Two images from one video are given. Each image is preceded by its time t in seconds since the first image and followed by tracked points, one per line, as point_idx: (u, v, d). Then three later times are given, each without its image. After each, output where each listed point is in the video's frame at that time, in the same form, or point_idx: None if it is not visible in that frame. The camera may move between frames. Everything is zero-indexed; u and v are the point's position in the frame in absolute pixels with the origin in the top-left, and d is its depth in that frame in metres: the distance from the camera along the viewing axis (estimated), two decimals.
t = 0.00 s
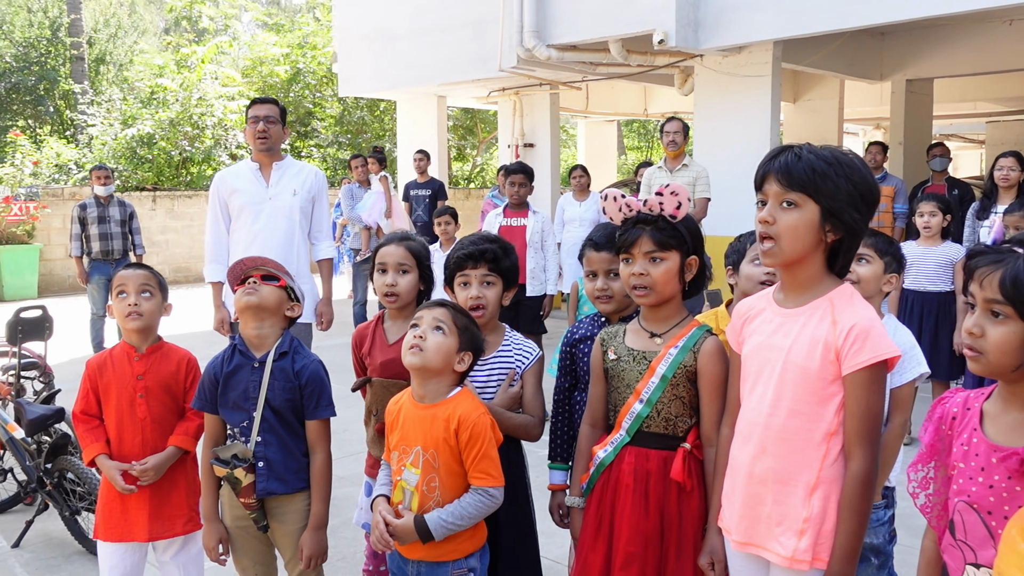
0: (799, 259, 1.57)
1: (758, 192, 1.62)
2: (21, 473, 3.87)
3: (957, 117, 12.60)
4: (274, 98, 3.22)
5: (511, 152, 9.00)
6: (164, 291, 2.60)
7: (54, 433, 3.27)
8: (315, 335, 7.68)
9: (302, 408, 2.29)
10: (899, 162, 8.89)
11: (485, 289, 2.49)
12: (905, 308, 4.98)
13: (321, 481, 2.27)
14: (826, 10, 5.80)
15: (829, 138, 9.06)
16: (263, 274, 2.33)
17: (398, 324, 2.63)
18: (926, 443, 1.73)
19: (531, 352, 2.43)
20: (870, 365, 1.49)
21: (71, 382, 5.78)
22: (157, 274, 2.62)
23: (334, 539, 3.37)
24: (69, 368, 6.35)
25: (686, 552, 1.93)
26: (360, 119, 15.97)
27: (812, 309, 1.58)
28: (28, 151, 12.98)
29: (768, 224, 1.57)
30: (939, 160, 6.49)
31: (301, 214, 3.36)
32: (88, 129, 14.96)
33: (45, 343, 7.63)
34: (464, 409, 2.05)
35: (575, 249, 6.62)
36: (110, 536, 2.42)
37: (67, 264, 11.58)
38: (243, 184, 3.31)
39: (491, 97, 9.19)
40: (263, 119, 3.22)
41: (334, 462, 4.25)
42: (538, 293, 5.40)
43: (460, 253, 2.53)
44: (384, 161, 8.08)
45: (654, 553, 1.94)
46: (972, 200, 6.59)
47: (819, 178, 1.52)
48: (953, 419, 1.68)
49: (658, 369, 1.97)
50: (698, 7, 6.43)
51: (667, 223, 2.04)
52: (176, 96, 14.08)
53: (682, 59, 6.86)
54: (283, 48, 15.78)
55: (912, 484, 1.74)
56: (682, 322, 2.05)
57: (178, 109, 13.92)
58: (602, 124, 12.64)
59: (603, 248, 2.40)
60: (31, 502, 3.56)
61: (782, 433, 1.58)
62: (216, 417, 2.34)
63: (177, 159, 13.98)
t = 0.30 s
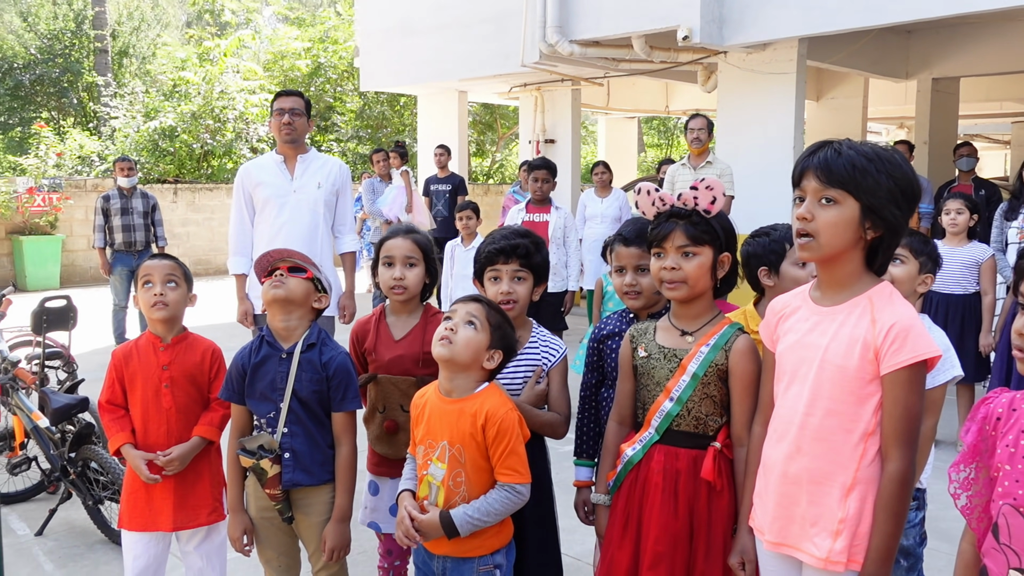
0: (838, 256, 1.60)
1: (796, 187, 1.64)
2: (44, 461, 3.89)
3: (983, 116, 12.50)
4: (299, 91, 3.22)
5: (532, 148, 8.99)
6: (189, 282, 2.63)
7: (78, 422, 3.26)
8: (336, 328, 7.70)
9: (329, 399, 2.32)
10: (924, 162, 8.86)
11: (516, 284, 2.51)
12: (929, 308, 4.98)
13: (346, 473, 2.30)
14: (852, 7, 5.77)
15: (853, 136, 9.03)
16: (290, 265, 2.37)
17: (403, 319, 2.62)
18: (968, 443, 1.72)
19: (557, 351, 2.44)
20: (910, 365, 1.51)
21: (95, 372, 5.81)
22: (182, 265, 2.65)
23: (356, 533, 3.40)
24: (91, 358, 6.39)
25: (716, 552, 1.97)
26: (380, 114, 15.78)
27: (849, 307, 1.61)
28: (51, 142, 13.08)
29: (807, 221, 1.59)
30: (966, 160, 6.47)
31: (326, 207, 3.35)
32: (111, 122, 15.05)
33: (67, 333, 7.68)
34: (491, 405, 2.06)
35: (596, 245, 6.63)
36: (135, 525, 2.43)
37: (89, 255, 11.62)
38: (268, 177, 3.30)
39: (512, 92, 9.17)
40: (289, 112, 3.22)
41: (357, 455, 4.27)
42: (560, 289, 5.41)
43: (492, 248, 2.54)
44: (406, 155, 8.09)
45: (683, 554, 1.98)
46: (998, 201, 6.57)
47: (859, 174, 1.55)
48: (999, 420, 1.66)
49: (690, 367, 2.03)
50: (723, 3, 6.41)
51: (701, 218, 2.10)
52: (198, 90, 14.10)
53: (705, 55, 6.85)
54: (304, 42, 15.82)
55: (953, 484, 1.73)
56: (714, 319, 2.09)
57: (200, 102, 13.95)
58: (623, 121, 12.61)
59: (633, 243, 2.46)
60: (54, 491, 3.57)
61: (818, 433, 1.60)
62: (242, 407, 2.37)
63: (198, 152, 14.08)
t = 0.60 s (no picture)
0: (868, 256, 1.75)
1: (826, 188, 1.79)
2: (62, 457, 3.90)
3: (1002, 115, 12.43)
4: (317, 88, 3.21)
5: (545, 146, 8.98)
6: (208, 279, 2.65)
7: (96, 418, 3.27)
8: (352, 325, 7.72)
9: (350, 397, 2.36)
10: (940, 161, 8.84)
11: (537, 281, 2.51)
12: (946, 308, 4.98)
13: (367, 470, 2.34)
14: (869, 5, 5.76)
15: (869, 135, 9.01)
16: (309, 266, 2.41)
17: (425, 319, 2.63)
18: (999, 444, 1.72)
19: (577, 349, 2.47)
20: (942, 368, 1.64)
21: (112, 368, 5.82)
22: (201, 263, 2.67)
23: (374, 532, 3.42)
24: (107, 353, 6.41)
25: (739, 554, 2.08)
26: (393, 111, 15.84)
27: (880, 309, 1.76)
28: (66, 138, 13.14)
29: (837, 222, 1.74)
30: (985, 160, 6.46)
31: (343, 204, 3.35)
32: (126, 117, 15.09)
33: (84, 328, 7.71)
34: (513, 405, 2.13)
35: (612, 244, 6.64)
36: (154, 522, 2.43)
37: (104, 250, 11.62)
38: (285, 174, 3.30)
39: (527, 90, 9.16)
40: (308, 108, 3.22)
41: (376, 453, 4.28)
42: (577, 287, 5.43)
43: (513, 244, 2.54)
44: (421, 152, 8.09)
45: (706, 556, 2.09)
46: (1018, 200, 6.56)
47: (890, 174, 1.69)
48: None
49: (715, 367, 2.13)
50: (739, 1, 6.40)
51: (726, 217, 2.19)
52: (213, 85, 14.09)
53: (721, 53, 6.85)
54: (318, 39, 15.86)
55: (982, 483, 1.73)
56: (737, 319, 2.19)
57: (215, 98, 13.95)
58: (637, 119, 12.60)
59: (657, 243, 2.58)
60: (71, 487, 3.58)
61: (847, 437, 1.76)
62: (264, 405, 2.42)
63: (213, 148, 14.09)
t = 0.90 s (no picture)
0: (875, 254, 1.76)
1: (834, 186, 1.81)
2: (61, 455, 3.88)
3: (999, 113, 12.46)
4: (318, 84, 3.21)
5: (544, 143, 8.98)
6: (210, 276, 2.63)
7: (95, 416, 3.26)
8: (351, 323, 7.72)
9: (356, 395, 2.39)
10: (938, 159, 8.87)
11: (537, 283, 2.52)
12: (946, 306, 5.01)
13: (371, 468, 2.38)
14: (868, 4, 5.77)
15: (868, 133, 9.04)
16: (303, 271, 2.40)
17: (442, 318, 2.63)
18: (1010, 439, 1.73)
19: (580, 346, 2.47)
20: (950, 367, 1.66)
21: (111, 365, 5.80)
22: (203, 259, 2.65)
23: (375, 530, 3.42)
24: (107, 350, 6.38)
25: (743, 551, 2.10)
26: (391, 108, 15.82)
27: (886, 308, 1.78)
28: (63, 135, 13.09)
29: (844, 220, 1.77)
30: (984, 158, 6.49)
31: (345, 201, 3.34)
32: (123, 114, 15.04)
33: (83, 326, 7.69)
34: (518, 404, 2.13)
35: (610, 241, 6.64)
36: (154, 519, 2.43)
37: (101, 248, 11.58)
38: (287, 171, 3.29)
39: (526, 87, 9.16)
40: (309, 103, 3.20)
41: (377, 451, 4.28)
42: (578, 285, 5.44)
43: (513, 245, 2.54)
44: (420, 150, 8.08)
45: (710, 550, 2.11)
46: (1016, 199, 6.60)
47: (899, 172, 1.71)
48: None
49: (718, 363, 2.15)
50: None
51: (731, 216, 2.19)
52: (211, 83, 13.95)
53: (720, 51, 6.88)
54: (316, 36, 15.84)
55: (989, 476, 1.75)
56: (741, 315, 2.21)
57: (212, 95, 13.89)
58: (636, 117, 12.61)
59: (660, 241, 2.61)
60: (71, 485, 3.56)
61: (853, 436, 1.78)
62: (268, 402, 2.46)
63: (211, 146, 14.05)
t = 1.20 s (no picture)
0: (867, 249, 1.76)
1: (825, 178, 1.81)
2: (40, 453, 3.84)
3: (982, 112, 12.56)
4: (305, 79, 3.18)
5: (531, 141, 8.97)
6: (193, 272, 2.61)
7: (77, 414, 3.22)
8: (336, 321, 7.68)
9: (343, 392, 2.38)
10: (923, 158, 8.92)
11: (524, 274, 2.51)
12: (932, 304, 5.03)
13: (360, 466, 2.37)
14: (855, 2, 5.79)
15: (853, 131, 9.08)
16: (287, 272, 2.36)
17: (431, 315, 2.61)
18: (1007, 435, 1.78)
19: (566, 347, 2.48)
20: (939, 362, 1.66)
21: (93, 364, 5.74)
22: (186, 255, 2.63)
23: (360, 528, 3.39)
24: (88, 349, 6.32)
25: (731, 550, 2.10)
26: (377, 106, 15.77)
27: (876, 304, 1.78)
28: (45, 132, 12.98)
29: (835, 212, 1.77)
30: (969, 157, 6.53)
31: (330, 198, 3.33)
32: (106, 112, 14.94)
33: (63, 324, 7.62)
34: (504, 400, 2.12)
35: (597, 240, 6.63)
36: (135, 518, 2.41)
37: (83, 246, 11.49)
38: (272, 167, 3.26)
39: (512, 85, 9.15)
40: (294, 97, 3.17)
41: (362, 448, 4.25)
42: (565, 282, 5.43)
43: (499, 238, 2.54)
44: (407, 148, 8.05)
45: (698, 550, 2.10)
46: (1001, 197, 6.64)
47: (892, 165, 1.71)
48: None
49: (706, 361, 2.14)
50: None
51: (719, 212, 2.19)
52: (194, 80, 13.90)
53: (707, 49, 6.89)
54: (301, 34, 15.81)
55: (986, 473, 1.80)
56: (728, 313, 2.21)
57: (196, 93, 13.81)
58: (622, 115, 12.63)
59: (649, 236, 2.63)
60: (51, 483, 3.52)
61: (842, 433, 1.78)
62: (253, 399, 2.44)
63: (194, 143, 13.90)
